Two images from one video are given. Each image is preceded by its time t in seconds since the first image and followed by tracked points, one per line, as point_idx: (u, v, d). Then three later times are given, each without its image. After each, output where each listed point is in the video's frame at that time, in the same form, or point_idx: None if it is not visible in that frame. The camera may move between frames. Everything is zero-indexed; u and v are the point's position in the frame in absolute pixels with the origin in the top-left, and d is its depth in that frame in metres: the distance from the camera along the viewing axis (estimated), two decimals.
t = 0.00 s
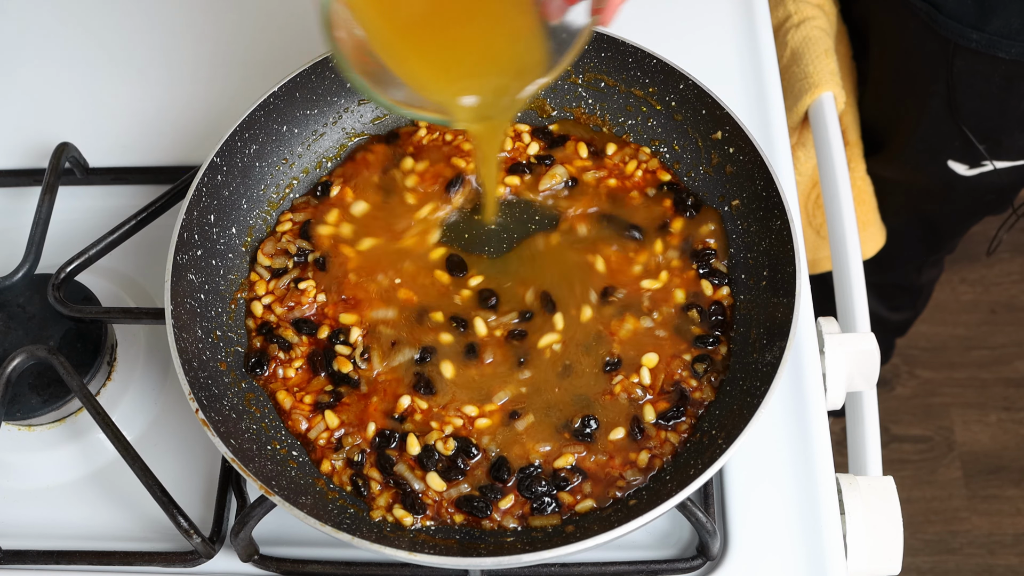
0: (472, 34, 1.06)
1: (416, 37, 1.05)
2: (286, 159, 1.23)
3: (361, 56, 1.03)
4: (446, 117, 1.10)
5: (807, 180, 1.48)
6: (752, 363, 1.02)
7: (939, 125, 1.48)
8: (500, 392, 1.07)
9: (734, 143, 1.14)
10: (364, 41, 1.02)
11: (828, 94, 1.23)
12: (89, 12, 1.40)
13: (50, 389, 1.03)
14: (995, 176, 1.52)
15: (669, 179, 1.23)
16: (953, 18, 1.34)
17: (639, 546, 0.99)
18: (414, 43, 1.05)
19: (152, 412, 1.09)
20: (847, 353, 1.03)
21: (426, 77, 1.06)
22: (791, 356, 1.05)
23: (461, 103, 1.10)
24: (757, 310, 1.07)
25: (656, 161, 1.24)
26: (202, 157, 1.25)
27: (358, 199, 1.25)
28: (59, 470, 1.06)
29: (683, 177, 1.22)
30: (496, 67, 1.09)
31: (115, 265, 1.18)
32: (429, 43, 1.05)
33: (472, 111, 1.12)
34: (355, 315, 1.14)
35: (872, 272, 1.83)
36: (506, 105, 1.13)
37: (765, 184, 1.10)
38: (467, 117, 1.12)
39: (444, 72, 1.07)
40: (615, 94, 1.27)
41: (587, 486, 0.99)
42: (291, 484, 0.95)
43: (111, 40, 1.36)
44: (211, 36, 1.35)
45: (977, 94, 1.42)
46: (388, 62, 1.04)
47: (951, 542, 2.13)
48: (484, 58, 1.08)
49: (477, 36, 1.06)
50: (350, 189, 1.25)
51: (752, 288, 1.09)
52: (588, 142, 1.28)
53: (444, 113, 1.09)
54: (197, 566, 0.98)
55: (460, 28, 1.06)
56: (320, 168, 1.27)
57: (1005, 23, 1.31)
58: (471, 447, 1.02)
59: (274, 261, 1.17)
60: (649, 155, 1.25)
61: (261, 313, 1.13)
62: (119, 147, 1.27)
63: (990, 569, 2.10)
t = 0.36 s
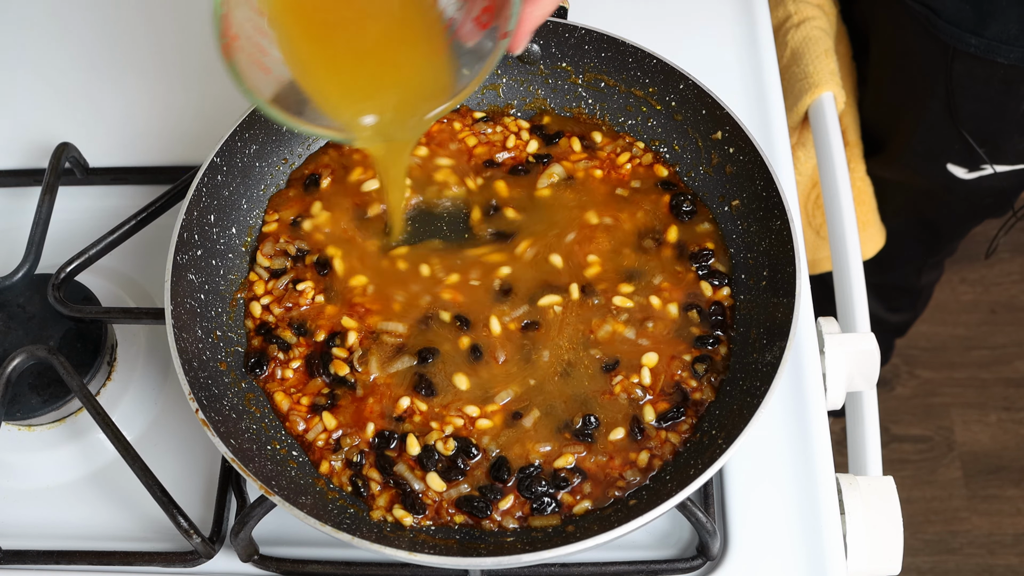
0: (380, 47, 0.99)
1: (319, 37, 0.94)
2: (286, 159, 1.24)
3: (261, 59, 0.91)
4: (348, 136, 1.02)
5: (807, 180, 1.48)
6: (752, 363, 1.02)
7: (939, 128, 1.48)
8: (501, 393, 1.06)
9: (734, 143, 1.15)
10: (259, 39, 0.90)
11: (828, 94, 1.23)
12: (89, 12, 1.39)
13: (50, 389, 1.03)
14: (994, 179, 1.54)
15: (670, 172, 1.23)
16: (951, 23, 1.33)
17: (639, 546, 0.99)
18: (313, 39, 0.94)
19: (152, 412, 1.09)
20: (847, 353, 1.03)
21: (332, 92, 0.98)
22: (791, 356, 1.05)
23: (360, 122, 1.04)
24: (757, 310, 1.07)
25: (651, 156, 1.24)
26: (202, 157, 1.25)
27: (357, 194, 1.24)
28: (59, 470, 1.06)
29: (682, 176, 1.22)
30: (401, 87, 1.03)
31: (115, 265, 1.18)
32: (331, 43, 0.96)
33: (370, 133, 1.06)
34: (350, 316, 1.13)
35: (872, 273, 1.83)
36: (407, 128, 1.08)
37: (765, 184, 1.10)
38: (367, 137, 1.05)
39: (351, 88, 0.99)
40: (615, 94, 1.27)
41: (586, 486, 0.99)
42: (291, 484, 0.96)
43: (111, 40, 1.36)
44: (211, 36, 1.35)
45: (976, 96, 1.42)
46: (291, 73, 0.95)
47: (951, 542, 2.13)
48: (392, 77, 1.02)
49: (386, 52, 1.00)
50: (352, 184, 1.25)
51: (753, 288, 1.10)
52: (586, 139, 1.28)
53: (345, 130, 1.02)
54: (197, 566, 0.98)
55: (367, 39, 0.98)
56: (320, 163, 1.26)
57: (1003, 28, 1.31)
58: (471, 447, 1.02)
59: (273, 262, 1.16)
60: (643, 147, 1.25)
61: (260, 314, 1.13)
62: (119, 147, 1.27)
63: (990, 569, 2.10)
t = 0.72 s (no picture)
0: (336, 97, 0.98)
1: (273, 84, 0.93)
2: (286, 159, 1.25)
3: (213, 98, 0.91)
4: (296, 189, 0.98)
5: (807, 181, 1.48)
6: (752, 363, 1.02)
7: (940, 129, 1.48)
8: (502, 394, 1.06)
9: (734, 143, 1.14)
10: (207, 83, 0.90)
11: (828, 94, 1.23)
12: (89, 12, 1.39)
13: (50, 389, 1.03)
14: (996, 180, 1.53)
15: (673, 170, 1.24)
16: (953, 25, 1.33)
17: (639, 546, 0.99)
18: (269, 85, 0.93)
19: (152, 412, 1.09)
20: (847, 353, 1.03)
21: (282, 139, 0.97)
22: (792, 356, 1.05)
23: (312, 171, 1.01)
24: (757, 310, 1.07)
25: (650, 151, 1.25)
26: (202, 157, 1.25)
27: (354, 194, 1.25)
28: (59, 470, 1.06)
29: (682, 176, 1.23)
30: (353, 141, 1.01)
31: (115, 265, 1.18)
32: (285, 92, 0.94)
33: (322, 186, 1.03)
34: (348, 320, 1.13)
35: (872, 273, 1.83)
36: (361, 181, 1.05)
37: (765, 184, 1.10)
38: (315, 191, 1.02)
39: (302, 137, 0.98)
40: (615, 94, 1.28)
41: (586, 486, 0.99)
42: (291, 484, 0.96)
43: (112, 40, 1.36)
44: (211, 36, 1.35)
45: (978, 98, 1.42)
46: (239, 113, 0.94)
47: (951, 542, 2.13)
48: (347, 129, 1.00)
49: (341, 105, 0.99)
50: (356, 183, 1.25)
51: (753, 288, 1.10)
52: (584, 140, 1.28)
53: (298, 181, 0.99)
54: (197, 566, 0.98)
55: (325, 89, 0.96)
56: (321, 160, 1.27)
57: (1006, 30, 1.30)
58: (471, 447, 1.02)
59: (273, 265, 1.16)
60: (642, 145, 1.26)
61: (258, 316, 1.13)
62: (119, 147, 1.27)
63: (990, 569, 2.10)
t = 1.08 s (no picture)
0: (341, 175, 0.90)
1: (276, 163, 0.85)
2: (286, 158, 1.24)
3: (205, 180, 0.83)
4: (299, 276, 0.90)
5: (807, 181, 1.48)
6: (752, 363, 1.02)
7: (943, 129, 1.48)
8: (500, 395, 1.06)
9: (734, 143, 1.14)
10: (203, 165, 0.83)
11: (828, 94, 1.23)
12: (89, 11, 1.39)
13: (50, 389, 1.03)
14: (998, 180, 1.53)
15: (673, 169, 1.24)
16: (956, 27, 1.33)
17: (639, 546, 0.99)
18: (273, 163, 0.85)
19: (152, 413, 1.09)
20: (847, 353, 1.02)
21: (289, 220, 0.90)
22: (791, 356, 1.05)
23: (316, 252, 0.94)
24: (757, 310, 1.07)
25: (649, 150, 1.25)
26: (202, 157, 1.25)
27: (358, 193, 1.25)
28: (59, 470, 1.06)
29: (682, 177, 1.23)
30: (361, 219, 0.94)
31: (115, 265, 1.18)
32: (288, 170, 0.86)
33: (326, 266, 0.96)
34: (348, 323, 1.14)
35: (872, 273, 1.83)
36: (366, 259, 0.98)
37: (765, 184, 1.09)
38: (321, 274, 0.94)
39: (306, 219, 0.91)
40: (615, 94, 1.27)
41: (587, 488, 0.99)
42: (291, 484, 0.96)
43: (111, 40, 1.36)
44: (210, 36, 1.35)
45: (982, 98, 1.41)
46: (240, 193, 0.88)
47: (951, 542, 2.13)
48: (354, 204, 0.93)
49: (349, 182, 0.91)
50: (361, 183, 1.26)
51: (753, 287, 1.10)
52: (582, 139, 1.28)
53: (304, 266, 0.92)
54: (197, 566, 0.98)
55: (330, 164, 0.89)
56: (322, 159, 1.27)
57: (1010, 32, 1.29)
58: (471, 447, 1.02)
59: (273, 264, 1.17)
60: (642, 144, 1.26)
61: (257, 316, 1.13)
62: (119, 147, 1.27)
63: (990, 569, 2.10)
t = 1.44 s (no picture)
0: (372, 249, 0.89)
1: (307, 238, 0.84)
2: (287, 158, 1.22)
3: (233, 259, 0.82)
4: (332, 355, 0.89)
5: (807, 180, 1.48)
6: (752, 363, 1.02)
7: (945, 128, 1.47)
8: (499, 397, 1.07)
9: (734, 143, 1.13)
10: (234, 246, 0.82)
11: (827, 94, 1.22)
12: (88, 11, 1.39)
13: (50, 389, 1.03)
14: (998, 180, 1.53)
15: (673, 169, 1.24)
16: (958, 28, 1.33)
17: (639, 546, 0.99)
18: (300, 237, 0.84)
19: (152, 413, 1.09)
20: (847, 353, 1.02)
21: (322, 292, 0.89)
22: (791, 356, 1.05)
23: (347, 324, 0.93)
24: (757, 310, 1.07)
25: (649, 150, 1.25)
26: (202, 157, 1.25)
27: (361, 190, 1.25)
28: (59, 470, 1.06)
29: (682, 177, 1.23)
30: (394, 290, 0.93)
31: (115, 265, 1.18)
32: (316, 244, 0.85)
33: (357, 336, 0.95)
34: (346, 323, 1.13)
35: (872, 273, 1.83)
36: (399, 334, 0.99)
37: (765, 184, 1.09)
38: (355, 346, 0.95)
39: (340, 293, 0.90)
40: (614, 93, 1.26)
41: (587, 489, 0.99)
42: (291, 484, 0.96)
43: (111, 39, 1.36)
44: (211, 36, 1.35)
45: (983, 97, 1.40)
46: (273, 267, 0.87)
47: (951, 542, 2.13)
48: (385, 273, 0.92)
49: (379, 253, 0.89)
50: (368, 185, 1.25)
51: (753, 287, 1.10)
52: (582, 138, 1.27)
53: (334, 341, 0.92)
54: (197, 566, 0.98)
55: (358, 236, 0.87)
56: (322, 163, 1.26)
57: (1011, 32, 1.28)
58: (471, 448, 1.02)
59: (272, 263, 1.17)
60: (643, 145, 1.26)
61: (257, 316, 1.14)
62: (119, 147, 1.27)
63: (990, 569, 2.10)
